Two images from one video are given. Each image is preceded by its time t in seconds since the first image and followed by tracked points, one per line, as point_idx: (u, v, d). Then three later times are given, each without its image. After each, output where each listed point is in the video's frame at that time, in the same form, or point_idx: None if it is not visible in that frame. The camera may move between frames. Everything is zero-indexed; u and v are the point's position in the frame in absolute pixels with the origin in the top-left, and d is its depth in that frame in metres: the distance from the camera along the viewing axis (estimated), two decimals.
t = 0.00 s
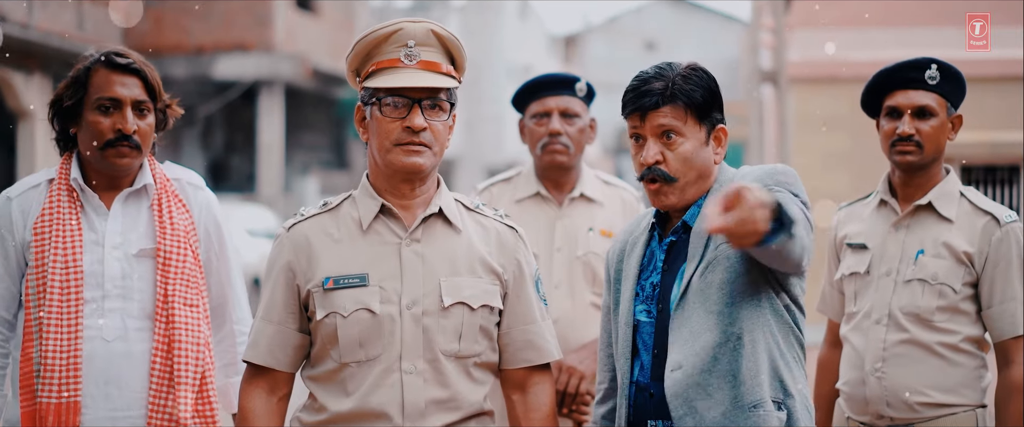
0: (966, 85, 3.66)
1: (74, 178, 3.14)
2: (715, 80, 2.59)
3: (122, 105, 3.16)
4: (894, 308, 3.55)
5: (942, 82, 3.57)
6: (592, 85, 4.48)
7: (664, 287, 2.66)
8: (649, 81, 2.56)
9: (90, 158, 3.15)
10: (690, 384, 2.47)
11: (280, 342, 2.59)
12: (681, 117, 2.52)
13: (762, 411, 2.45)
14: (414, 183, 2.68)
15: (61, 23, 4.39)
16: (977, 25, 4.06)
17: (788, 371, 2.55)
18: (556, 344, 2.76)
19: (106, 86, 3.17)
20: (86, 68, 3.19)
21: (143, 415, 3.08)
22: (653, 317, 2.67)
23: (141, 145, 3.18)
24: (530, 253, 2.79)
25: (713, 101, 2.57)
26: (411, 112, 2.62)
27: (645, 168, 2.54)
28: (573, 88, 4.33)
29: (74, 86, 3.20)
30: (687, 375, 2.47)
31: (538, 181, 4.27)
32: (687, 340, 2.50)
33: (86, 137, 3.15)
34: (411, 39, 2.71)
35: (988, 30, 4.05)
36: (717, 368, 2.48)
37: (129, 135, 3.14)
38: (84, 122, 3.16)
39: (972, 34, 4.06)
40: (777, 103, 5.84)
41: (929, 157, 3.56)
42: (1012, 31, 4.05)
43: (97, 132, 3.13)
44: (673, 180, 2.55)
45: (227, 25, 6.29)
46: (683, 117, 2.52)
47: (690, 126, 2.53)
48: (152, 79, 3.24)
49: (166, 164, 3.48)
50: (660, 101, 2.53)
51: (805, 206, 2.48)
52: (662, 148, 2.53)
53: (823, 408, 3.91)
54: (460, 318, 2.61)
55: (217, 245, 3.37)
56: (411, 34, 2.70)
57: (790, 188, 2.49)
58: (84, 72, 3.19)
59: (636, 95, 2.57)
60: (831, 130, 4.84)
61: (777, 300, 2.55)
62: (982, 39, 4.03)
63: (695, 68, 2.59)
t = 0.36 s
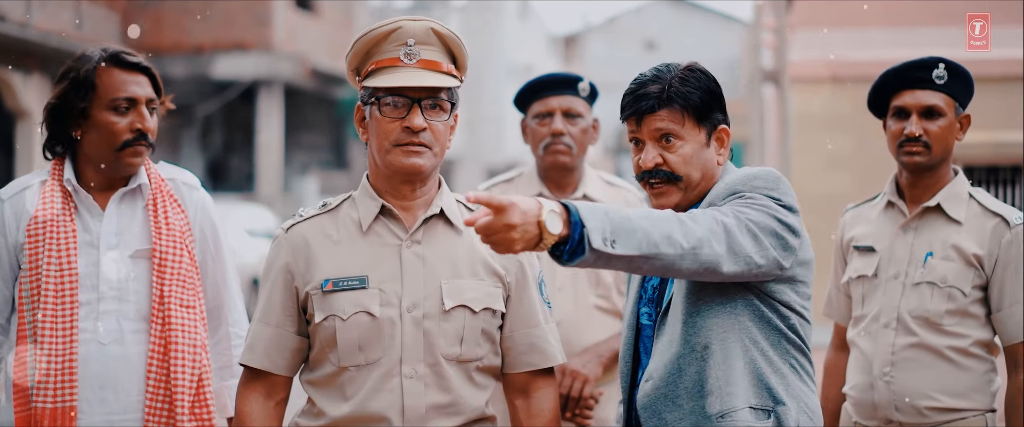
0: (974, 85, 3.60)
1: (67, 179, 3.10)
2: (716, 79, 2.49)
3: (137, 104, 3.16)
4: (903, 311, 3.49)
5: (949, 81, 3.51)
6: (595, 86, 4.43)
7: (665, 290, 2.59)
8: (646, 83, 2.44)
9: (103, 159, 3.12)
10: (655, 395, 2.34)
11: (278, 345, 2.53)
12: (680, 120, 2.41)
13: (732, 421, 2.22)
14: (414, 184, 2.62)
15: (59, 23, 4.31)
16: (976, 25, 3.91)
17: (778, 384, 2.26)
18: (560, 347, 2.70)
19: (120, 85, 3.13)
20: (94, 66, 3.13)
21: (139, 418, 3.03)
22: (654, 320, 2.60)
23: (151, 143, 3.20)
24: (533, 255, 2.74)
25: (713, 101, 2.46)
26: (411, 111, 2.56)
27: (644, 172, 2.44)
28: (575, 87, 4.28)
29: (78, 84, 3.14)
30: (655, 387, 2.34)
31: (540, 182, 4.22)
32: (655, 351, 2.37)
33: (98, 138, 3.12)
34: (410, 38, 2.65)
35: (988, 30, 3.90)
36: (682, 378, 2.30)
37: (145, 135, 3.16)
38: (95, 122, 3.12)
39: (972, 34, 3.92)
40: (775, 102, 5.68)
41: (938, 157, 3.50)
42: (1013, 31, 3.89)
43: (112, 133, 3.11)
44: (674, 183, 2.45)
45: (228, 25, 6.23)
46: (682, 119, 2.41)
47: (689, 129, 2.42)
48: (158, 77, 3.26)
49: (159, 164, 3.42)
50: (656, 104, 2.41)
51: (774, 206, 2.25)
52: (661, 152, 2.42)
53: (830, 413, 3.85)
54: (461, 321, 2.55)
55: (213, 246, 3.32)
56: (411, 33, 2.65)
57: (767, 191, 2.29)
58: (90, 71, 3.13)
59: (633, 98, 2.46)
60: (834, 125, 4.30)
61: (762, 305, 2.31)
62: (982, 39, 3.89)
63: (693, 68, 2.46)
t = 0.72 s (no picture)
0: (989, 84, 3.53)
1: (70, 180, 3.02)
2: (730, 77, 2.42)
3: (145, 107, 3.04)
4: (917, 315, 3.43)
5: (964, 81, 3.45)
6: (603, 85, 4.37)
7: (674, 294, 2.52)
8: (656, 82, 2.38)
9: (110, 163, 3.01)
10: (656, 403, 2.30)
11: (280, 351, 2.47)
12: (691, 120, 2.34)
13: None
14: (420, 186, 2.57)
15: (58, 22, 4.25)
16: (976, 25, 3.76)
17: (791, 404, 2.19)
18: (568, 353, 2.64)
19: (128, 87, 3.02)
20: (98, 68, 3.01)
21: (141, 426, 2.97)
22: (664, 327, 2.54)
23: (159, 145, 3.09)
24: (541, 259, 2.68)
25: (725, 101, 2.39)
26: (416, 112, 2.51)
27: (654, 173, 2.38)
28: (583, 88, 4.22)
29: (81, 88, 3.01)
30: (656, 393, 2.29)
31: (546, 183, 4.16)
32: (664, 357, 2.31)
33: (106, 141, 3.00)
34: (415, 37, 2.60)
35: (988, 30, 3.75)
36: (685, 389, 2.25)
37: (154, 138, 3.04)
38: (103, 125, 2.99)
39: (972, 34, 3.78)
40: (778, 104, 5.37)
41: (953, 158, 3.43)
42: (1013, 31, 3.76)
43: (120, 136, 2.99)
44: (684, 185, 2.38)
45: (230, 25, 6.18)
46: (692, 119, 2.34)
47: (700, 130, 2.35)
48: (163, 78, 3.14)
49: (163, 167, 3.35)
50: (665, 103, 2.35)
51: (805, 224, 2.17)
52: (671, 152, 2.36)
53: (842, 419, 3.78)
54: (467, 327, 2.49)
55: (216, 250, 3.26)
56: (416, 32, 2.60)
57: (792, 200, 2.23)
58: (95, 74, 3.00)
59: (642, 97, 2.40)
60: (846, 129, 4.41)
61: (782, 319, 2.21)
62: (982, 39, 3.74)
63: (705, 66, 2.39)
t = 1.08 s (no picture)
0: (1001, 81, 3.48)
1: (65, 179, 2.97)
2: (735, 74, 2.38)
3: (136, 102, 3.02)
4: (927, 315, 3.37)
5: (977, 79, 3.39)
6: (607, 82, 4.32)
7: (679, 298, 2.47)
8: (653, 74, 2.38)
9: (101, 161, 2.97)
10: None
11: (280, 352, 2.43)
12: (680, 115, 2.33)
13: None
14: (421, 185, 2.53)
15: (58, 21, 4.23)
16: (977, 25, 3.73)
17: None
18: (572, 353, 2.60)
19: (117, 83, 2.99)
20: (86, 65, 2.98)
21: None
22: (667, 331, 2.46)
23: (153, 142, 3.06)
24: (543, 258, 2.63)
25: (723, 98, 2.36)
26: (418, 109, 2.46)
27: (643, 166, 2.40)
28: (587, 85, 4.16)
29: (69, 86, 2.99)
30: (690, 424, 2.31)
31: (550, 182, 4.11)
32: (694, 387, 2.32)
33: (98, 140, 2.97)
34: (416, 32, 2.55)
35: (988, 30, 3.72)
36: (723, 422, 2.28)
37: (146, 134, 3.01)
38: (94, 123, 2.98)
39: (972, 34, 3.72)
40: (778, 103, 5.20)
41: (965, 157, 3.39)
42: (1013, 31, 3.78)
43: (112, 135, 2.97)
44: (671, 181, 2.37)
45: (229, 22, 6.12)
46: (682, 113, 2.33)
47: (690, 125, 2.34)
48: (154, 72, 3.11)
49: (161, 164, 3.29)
50: (658, 95, 2.35)
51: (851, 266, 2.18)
52: (660, 147, 2.36)
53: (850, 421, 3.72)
54: (470, 326, 2.45)
55: (215, 249, 3.20)
56: (417, 27, 2.55)
57: (833, 230, 2.21)
58: (83, 71, 2.98)
59: (638, 91, 2.40)
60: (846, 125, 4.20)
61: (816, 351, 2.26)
62: (982, 39, 3.69)
63: (708, 59, 2.37)
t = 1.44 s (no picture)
0: (1005, 82, 3.42)
1: (54, 179, 2.94)
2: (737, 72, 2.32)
3: (127, 101, 2.98)
4: (930, 318, 3.32)
5: (980, 79, 3.34)
6: (606, 83, 4.28)
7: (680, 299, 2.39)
8: (653, 73, 2.31)
9: (91, 160, 2.95)
10: None
11: (265, 357, 2.38)
12: (685, 112, 2.26)
13: None
14: (412, 187, 2.49)
15: (54, 21, 4.18)
16: (977, 25, 3.60)
17: None
18: (566, 356, 2.56)
19: (108, 82, 2.96)
20: (77, 62, 2.95)
21: None
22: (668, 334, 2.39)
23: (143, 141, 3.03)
24: (534, 259, 2.58)
25: (725, 96, 2.30)
26: (408, 110, 2.43)
27: (646, 168, 2.31)
28: (586, 85, 4.13)
29: (60, 83, 2.96)
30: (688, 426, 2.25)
31: (548, 183, 4.07)
32: (692, 388, 2.25)
33: (88, 139, 2.94)
34: (406, 31, 2.51)
35: (988, 30, 3.60)
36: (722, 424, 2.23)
37: (137, 133, 2.98)
38: (84, 122, 2.94)
39: (972, 34, 3.60)
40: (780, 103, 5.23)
41: (968, 159, 3.34)
42: (1012, 31, 3.67)
43: (102, 133, 2.93)
44: (676, 182, 2.29)
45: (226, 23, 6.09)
46: (685, 112, 2.26)
47: (695, 124, 2.26)
48: (146, 71, 3.09)
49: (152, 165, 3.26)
50: (661, 94, 2.28)
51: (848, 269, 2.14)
52: (665, 147, 2.28)
53: None
54: (461, 329, 2.41)
55: (207, 251, 3.17)
56: (407, 27, 2.51)
57: (832, 232, 2.16)
58: (74, 69, 2.95)
59: (639, 91, 2.32)
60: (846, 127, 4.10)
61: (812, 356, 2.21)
62: (982, 39, 3.57)
63: (707, 56, 2.31)
